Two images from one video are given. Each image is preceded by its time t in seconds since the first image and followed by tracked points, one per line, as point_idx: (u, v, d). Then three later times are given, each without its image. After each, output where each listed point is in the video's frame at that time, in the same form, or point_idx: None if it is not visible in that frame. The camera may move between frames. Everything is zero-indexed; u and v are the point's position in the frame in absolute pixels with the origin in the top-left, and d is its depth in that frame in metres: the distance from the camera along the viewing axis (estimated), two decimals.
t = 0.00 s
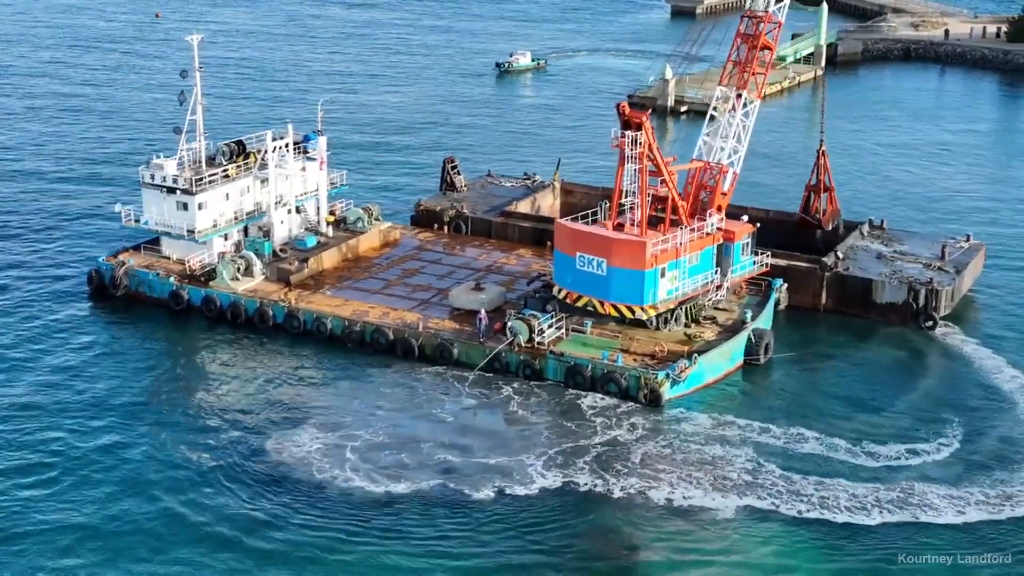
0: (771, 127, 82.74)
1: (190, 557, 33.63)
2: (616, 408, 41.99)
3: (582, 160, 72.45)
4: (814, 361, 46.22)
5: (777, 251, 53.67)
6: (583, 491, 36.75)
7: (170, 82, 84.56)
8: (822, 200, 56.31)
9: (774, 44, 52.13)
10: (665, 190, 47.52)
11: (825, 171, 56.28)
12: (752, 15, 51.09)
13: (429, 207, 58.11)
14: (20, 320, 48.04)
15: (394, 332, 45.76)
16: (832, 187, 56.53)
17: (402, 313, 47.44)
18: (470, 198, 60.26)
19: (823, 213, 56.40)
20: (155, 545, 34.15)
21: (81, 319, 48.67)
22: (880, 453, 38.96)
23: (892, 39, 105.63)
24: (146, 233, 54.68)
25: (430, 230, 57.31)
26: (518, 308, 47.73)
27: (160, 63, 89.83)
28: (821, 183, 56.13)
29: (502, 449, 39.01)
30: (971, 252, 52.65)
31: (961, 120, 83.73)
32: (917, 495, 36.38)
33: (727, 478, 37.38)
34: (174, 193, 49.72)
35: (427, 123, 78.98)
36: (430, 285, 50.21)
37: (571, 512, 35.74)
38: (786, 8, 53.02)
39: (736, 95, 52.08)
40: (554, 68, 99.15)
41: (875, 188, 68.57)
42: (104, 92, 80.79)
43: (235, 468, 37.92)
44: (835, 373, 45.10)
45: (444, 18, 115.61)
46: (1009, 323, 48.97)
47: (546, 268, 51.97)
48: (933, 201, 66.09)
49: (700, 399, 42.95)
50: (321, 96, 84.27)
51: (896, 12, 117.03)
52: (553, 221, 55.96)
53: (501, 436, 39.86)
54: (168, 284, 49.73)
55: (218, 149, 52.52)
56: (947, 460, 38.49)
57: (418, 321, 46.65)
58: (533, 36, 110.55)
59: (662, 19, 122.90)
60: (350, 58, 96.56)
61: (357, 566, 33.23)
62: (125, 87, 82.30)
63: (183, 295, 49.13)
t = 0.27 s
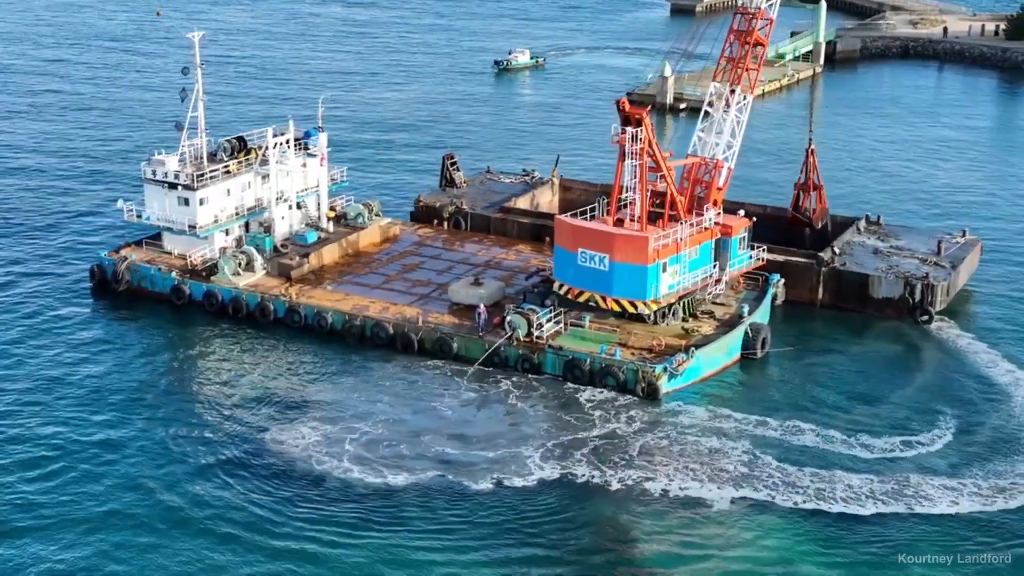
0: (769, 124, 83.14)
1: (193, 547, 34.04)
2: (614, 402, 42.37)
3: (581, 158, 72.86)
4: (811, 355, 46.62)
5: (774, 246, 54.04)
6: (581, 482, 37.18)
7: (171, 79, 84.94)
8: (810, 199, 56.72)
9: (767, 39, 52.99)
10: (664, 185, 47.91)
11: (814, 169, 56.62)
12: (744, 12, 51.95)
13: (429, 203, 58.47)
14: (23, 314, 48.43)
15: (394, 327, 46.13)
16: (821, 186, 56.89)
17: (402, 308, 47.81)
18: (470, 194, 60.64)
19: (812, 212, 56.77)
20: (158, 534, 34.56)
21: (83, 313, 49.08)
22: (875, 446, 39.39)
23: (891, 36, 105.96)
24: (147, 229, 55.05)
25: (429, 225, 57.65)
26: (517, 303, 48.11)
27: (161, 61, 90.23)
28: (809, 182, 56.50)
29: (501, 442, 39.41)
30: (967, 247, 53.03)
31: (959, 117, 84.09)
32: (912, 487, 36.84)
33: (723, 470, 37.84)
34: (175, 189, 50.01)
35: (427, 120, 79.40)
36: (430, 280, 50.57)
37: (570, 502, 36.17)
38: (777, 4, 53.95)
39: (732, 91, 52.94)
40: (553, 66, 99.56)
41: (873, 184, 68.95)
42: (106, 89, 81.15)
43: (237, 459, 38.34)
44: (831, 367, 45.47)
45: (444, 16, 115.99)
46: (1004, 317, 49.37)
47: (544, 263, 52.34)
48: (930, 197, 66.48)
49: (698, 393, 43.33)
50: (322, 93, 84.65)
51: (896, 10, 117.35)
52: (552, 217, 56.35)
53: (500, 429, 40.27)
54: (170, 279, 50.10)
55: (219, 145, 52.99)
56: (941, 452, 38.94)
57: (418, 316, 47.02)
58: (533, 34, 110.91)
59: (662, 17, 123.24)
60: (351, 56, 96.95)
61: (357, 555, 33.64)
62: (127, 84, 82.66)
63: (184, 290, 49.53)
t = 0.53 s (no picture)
0: (781, 123, 83.36)
1: (208, 535, 34.50)
2: (625, 397, 42.70)
3: (592, 155, 73.20)
4: (821, 351, 46.85)
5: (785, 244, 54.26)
6: (592, 475, 37.56)
7: (186, 76, 85.55)
8: (814, 199, 57.16)
9: (773, 37, 53.81)
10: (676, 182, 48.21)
11: (817, 171, 56.98)
12: (752, 9, 52.84)
13: (441, 199, 58.87)
14: (40, 307, 48.97)
15: (406, 322, 46.54)
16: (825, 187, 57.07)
17: (415, 303, 48.19)
18: (482, 191, 61.06)
19: (815, 211, 57.25)
20: (174, 522, 35.02)
21: (100, 307, 49.61)
22: (885, 440, 39.71)
23: (904, 35, 105.90)
24: (162, 224, 55.57)
25: (442, 222, 58.03)
26: (529, 299, 48.43)
27: (176, 58, 90.88)
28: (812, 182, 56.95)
29: (512, 435, 39.80)
30: (978, 244, 53.18)
31: (971, 115, 84.11)
32: (921, 481, 37.16)
33: (733, 463, 38.21)
34: (190, 184, 50.55)
35: (439, 118, 79.85)
36: (443, 276, 50.93)
37: (580, 494, 36.56)
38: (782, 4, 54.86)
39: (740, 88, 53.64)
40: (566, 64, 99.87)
41: (884, 182, 69.08)
42: (121, 86, 81.76)
43: (252, 450, 38.82)
44: (841, 363, 45.71)
45: (457, 15, 116.48)
46: (1014, 314, 49.52)
47: (556, 260, 52.66)
48: (942, 195, 66.60)
49: (708, 388, 43.60)
50: (335, 90, 85.16)
51: (908, 9, 117.28)
52: (563, 214, 56.69)
53: (512, 422, 40.66)
54: (185, 274, 50.57)
55: (234, 142, 53.41)
56: (949, 446, 39.26)
57: (430, 311, 47.39)
58: (545, 33, 111.22)
59: (674, 16, 123.39)
60: (364, 54, 97.47)
61: (370, 544, 34.08)
62: (141, 81, 83.25)
63: (199, 285, 50.03)
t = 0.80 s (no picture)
0: (805, 123, 83.19)
1: (233, 529, 34.84)
2: (647, 396, 42.79)
3: (616, 156, 73.29)
4: (844, 351, 46.82)
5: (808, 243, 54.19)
6: (615, 472, 37.71)
7: (212, 75, 86.14)
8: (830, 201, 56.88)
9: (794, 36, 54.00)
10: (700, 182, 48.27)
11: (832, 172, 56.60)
12: (774, 9, 53.00)
13: (465, 199, 59.10)
14: (68, 304, 49.51)
15: (430, 319, 46.82)
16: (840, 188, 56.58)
17: (439, 301, 48.47)
18: (505, 190, 61.28)
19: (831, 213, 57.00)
20: (199, 517, 35.37)
21: (127, 304, 50.10)
22: (907, 440, 39.84)
23: (930, 35, 105.34)
24: (189, 222, 56.07)
25: (466, 221, 58.28)
26: (552, 297, 48.58)
27: (202, 57, 91.53)
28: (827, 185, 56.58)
29: (535, 433, 39.99)
30: (1003, 244, 52.98)
31: (998, 116, 83.63)
32: (944, 482, 37.20)
33: (755, 462, 38.31)
34: (217, 182, 50.97)
35: (463, 117, 80.11)
36: (466, 274, 51.19)
37: (603, 491, 36.73)
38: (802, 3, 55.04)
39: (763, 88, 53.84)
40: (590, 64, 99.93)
41: (909, 183, 68.86)
42: (148, 85, 82.42)
43: (277, 446, 39.19)
44: (864, 363, 45.75)
45: (481, 15, 116.71)
46: None
47: (580, 259, 52.77)
48: (967, 195, 66.33)
49: (731, 387, 43.63)
50: (360, 90, 85.56)
51: (935, 9, 116.64)
52: (587, 213, 56.78)
53: (535, 420, 40.86)
54: (211, 272, 50.99)
55: (260, 140, 53.69)
56: (972, 447, 39.32)
57: (454, 309, 47.63)
58: (569, 33, 111.30)
59: (699, 15, 123.17)
60: (389, 53, 97.87)
61: (395, 539, 34.35)
62: (168, 80, 83.90)
63: (225, 282, 50.44)
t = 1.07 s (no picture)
0: (835, 124, 82.77)
1: (262, 526, 35.13)
2: (675, 397, 42.73)
3: (644, 156, 73.18)
4: (874, 353, 46.56)
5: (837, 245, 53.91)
6: (642, 473, 37.69)
7: (243, 75, 86.65)
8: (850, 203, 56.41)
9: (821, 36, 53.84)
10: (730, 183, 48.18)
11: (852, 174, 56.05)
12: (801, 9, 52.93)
13: (493, 199, 59.20)
14: (101, 301, 50.01)
15: (459, 319, 46.95)
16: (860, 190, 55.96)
17: (467, 301, 48.58)
18: (534, 190, 61.33)
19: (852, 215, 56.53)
20: (228, 513, 35.71)
21: (158, 302, 50.53)
22: (938, 443, 39.64)
23: (963, 36, 104.51)
24: (219, 221, 56.47)
25: (494, 221, 58.36)
26: (580, 298, 48.59)
27: (233, 57, 92.10)
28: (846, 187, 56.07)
29: (563, 433, 40.05)
30: None
31: None
32: (975, 485, 37.00)
33: (783, 464, 38.21)
34: (248, 181, 51.35)
35: (492, 118, 80.22)
36: (495, 274, 51.26)
37: (630, 492, 36.75)
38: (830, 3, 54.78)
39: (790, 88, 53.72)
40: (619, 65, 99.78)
41: (941, 184, 68.37)
42: (179, 84, 82.98)
43: (306, 444, 39.45)
44: (894, 365, 45.50)
45: (510, 15, 116.77)
46: None
47: (609, 259, 52.71)
48: (1000, 198, 65.78)
49: (760, 389, 43.48)
50: (389, 90, 85.84)
51: (968, 9, 115.66)
52: (615, 213, 56.74)
53: (562, 420, 40.89)
54: (242, 270, 51.34)
55: (291, 140, 54.20)
56: (1003, 451, 39.09)
57: (482, 309, 47.73)
58: (598, 33, 111.17)
59: (729, 16, 122.65)
60: (418, 53, 98.13)
61: (422, 538, 34.53)
62: (199, 79, 84.43)
63: (255, 281, 50.77)
